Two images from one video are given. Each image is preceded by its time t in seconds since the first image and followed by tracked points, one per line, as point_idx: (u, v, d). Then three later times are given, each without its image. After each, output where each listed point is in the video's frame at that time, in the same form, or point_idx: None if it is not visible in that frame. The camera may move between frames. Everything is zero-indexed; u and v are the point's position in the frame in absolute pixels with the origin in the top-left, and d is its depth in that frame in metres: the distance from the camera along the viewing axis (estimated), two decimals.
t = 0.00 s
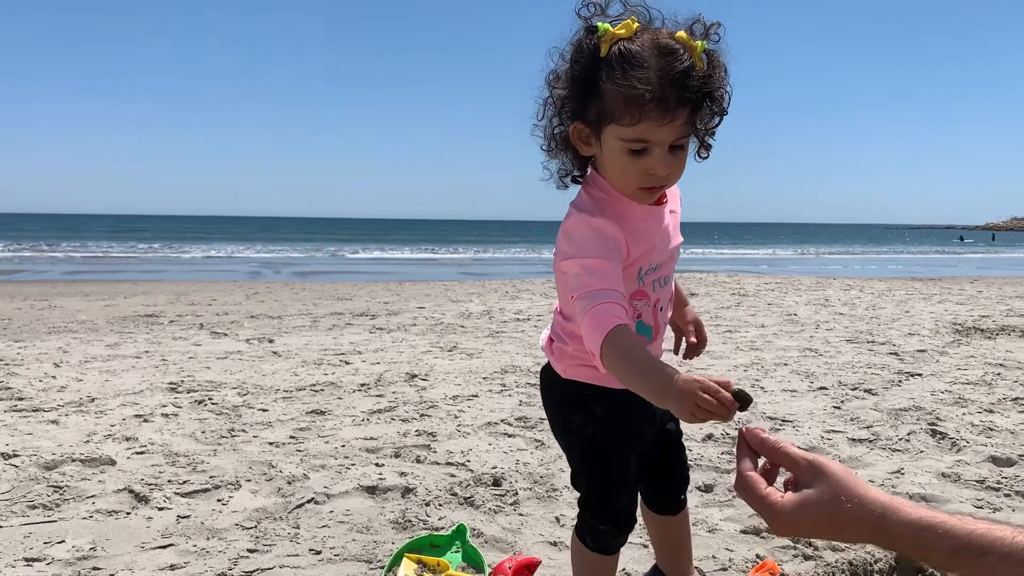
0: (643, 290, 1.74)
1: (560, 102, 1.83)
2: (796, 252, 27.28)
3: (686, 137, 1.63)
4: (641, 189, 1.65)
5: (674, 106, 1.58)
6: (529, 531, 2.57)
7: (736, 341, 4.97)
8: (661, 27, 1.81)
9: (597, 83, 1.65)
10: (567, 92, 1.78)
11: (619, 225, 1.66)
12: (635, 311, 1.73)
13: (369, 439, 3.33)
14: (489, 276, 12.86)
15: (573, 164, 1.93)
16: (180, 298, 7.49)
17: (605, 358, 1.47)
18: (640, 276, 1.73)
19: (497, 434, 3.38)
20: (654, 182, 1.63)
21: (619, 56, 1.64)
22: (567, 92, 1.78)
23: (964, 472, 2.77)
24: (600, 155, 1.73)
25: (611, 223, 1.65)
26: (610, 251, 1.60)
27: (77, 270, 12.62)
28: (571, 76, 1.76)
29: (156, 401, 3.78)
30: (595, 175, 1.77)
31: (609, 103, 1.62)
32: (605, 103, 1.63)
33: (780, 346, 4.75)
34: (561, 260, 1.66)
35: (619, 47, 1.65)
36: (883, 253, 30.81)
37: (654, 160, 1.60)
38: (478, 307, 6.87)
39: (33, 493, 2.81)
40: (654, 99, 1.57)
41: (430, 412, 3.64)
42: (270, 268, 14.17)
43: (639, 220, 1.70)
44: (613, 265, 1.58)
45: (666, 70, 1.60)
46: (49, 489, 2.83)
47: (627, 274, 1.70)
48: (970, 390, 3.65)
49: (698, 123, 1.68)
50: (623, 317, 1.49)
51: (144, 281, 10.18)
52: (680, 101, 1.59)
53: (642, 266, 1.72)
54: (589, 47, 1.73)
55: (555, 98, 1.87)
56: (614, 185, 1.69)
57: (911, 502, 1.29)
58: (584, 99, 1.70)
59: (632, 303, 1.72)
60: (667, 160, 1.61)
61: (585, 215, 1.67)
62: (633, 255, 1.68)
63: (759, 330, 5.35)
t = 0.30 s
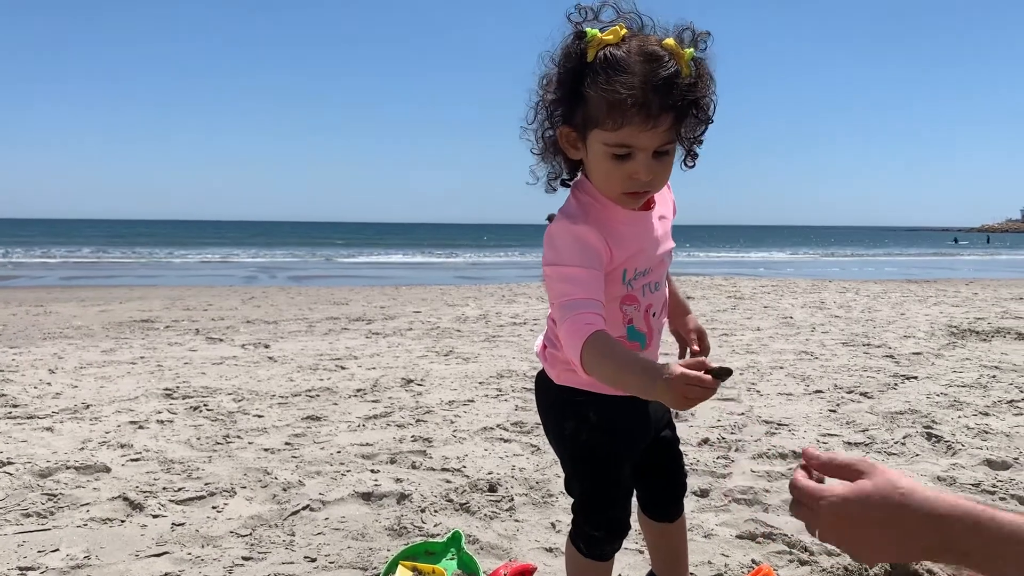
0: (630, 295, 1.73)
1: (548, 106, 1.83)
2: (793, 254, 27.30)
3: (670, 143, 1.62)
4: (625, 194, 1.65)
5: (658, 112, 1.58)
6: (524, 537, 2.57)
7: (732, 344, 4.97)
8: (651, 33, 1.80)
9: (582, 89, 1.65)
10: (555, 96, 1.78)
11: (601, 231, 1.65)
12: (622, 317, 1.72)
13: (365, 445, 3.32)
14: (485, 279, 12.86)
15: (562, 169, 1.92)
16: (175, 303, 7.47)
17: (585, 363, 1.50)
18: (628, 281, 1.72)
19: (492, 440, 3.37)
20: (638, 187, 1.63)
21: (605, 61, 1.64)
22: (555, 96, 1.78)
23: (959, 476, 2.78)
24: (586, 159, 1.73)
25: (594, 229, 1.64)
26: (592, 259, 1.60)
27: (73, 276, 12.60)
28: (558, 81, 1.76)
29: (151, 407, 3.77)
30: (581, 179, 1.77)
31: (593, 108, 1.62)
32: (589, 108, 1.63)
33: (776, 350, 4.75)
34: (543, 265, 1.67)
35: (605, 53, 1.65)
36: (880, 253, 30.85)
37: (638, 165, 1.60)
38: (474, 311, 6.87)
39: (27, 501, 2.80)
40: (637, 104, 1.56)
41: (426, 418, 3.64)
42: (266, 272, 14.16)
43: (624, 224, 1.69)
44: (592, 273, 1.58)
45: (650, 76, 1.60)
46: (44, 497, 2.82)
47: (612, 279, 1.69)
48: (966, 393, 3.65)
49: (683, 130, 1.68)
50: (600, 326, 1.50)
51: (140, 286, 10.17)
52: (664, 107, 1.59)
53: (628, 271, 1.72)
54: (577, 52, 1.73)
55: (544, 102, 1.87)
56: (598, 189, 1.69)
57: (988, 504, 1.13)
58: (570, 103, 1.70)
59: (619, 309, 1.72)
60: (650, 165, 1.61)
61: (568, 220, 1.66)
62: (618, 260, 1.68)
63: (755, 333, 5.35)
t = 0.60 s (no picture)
0: (618, 292, 1.73)
1: (536, 105, 1.82)
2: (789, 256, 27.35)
3: (656, 144, 1.63)
4: (610, 193, 1.65)
5: (646, 113, 1.58)
6: (521, 539, 2.57)
7: (729, 346, 4.97)
8: (640, 37, 1.81)
9: (572, 89, 1.65)
10: (543, 96, 1.77)
11: (588, 228, 1.65)
12: (611, 314, 1.73)
13: (362, 447, 3.32)
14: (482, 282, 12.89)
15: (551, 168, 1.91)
16: (172, 306, 7.46)
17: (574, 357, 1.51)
18: (615, 278, 1.72)
19: (489, 442, 3.38)
20: (625, 187, 1.63)
21: (595, 62, 1.63)
22: (543, 96, 1.77)
23: (955, 477, 2.79)
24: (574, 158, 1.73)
25: (580, 227, 1.64)
26: (578, 256, 1.59)
27: (69, 278, 12.58)
28: (547, 81, 1.76)
29: (148, 410, 3.77)
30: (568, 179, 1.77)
31: (582, 108, 1.61)
32: (578, 108, 1.62)
33: (772, 351, 4.76)
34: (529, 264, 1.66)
35: (594, 54, 1.65)
36: (876, 254, 30.93)
37: (625, 165, 1.60)
38: (471, 313, 6.87)
39: (24, 505, 2.79)
40: (626, 106, 1.57)
41: (423, 420, 3.64)
42: (263, 275, 14.15)
43: (611, 221, 1.69)
44: (579, 270, 1.58)
45: (639, 77, 1.60)
46: (40, 501, 2.82)
47: (600, 277, 1.70)
48: (961, 394, 3.66)
49: (670, 133, 1.68)
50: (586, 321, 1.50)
51: (136, 289, 10.16)
52: (652, 109, 1.59)
53: (616, 268, 1.72)
54: (566, 53, 1.72)
55: (533, 101, 1.86)
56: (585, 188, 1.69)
57: None
58: (559, 104, 1.70)
59: (607, 306, 1.72)
60: (637, 165, 1.62)
61: (554, 218, 1.65)
62: (604, 257, 1.68)
63: (752, 335, 5.36)
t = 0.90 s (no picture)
0: (604, 285, 1.73)
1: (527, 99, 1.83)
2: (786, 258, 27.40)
3: (643, 138, 1.64)
4: (597, 185, 1.64)
5: (632, 105, 1.59)
6: (518, 539, 2.57)
7: (725, 346, 4.98)
8: (630, 34, 1.81)
9: (562, 80, 1.65)
10: (533, 88, 1.78)
11: (570, 220, 1.66)
12: (598, 308, 1.73)
13: (358, 448, 3.31)
14: (478, 283, 12.91)
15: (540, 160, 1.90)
16: (167, 306, 7.45)
17: (557, 347, 1.51)
18: (602, 270, 1.73)
19: (485, 442, 3.37)
20: (611, 179, 1.63)
21: (584, 55, 1.64)
22: (533, 88, 1.78)
23: (951, 477, 2.79)
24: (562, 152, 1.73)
25: (563, 219, 1.64)
26: (560, 247, 1.60)
27: (64, 280, 12.57)
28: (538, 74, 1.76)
29: (143, 410, 3.76)
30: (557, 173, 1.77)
31: (571, 99, 1.62)
32: (567, 100, 1.63)
33: (768, 352, 4.77)
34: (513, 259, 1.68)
35: (584, 48, 1.66)
36: (873, 256, 31.01)
37: (611, 157, 1.61)
38: (467, 314, 6.87)
39: (19, 505, 2.78)
40: (612, 97, 1.57)
41: (419, 421, 3.63)
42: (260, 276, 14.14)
43: (594, 212, 1.69)
44: (558, 259, 1.59)
45: (627, 71, 1.60)
46: (35, 501, 2.81)
47: (585, 269, 1.70)
48: (957, 395, 3.67)
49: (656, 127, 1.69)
50: (564, 310, 1.51)
51: (133, 290, 10.15)
52: (639, 102, 1.60)
53: (602, 261, 1.72)
54: (557, 47, 1.73)
55: (524, 95, 1.87)
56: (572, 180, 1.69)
57: None
58: (549, 95, 1.70)
59: (594, 300, 1.72)
60: (623, 158, 1.62)
61: (537, 211, 1.66)
62: (590, 250, 1.68)
63: (748, 336, 5.36)
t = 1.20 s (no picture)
0: (594, 284, 1.71)
1: (515, 104, 1.82)
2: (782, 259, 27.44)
3: (639, 119, 1.65)
4: (600, 172, 1.64)
5: (627, 85, 1.60)
6: (514, 540, 2.57)
7: (721, 346, 4.98)
8: (605, 24, 1.80)
9: (552, 75, 1.65)
10: (521, 93, 1.77)
11: (553, 216, 1.66)
12: (589, 307, 1.72)
13: (354, 449, 3.31)
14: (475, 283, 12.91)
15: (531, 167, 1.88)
16: (163, 307, 7.44)
17: (535, 342, 1.54)
18: (590, 268, 1.71)
19: (482, 443, 3.37)
20: (615, 164, 1.63)
21: (569, 49, 1.64)
22: (521, 93, 1.77)
23: (946, 477, 2.80)
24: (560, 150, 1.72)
25: (545, 216, 1.65)
26: (540, 244, 1.61)
27: (60, 281, 12.54)
28: (524, 78, 1.75)
29: (139, 412, 3.75)
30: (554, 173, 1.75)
31: (566, 91, 1.62)
32: (562, 93, 1.63)
33: (764, 352, 4.77)
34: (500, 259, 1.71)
35: (567, 43, 1.65)
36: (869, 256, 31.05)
37: (616, 141, 1.61)
38: (463, 314, 6.86)
39: (13, 507, 2.77)
40: (608, 80, 1.59)
41: (415, 422, 3.63)
42: (256, 276, 14.12)
43: (579, 210, 1.69)
44: (537, 257, 1.61)
45: (618, 54, 1.62)
46: (30, 503, 2.80)
47: (572, 267, 1.69)
48: (953, 394, 3.68)
49: (649, 107, 1.71)
50: (544, 307, 1.54)
51: (129, 290, 10.14)
52: (632, 82, 1.61)
53: (589, 258, 1.70)
54: (538, 48, 1.72)
55: (511, 102, 1.86)
56: (574, 175, 1.68)
57: None
58: (540, 93, 1.69)
59: (583, 299, 1.71)
60: (625, 142, 1.63)
61: (519, 209, 1.68)
62: (574, 246, 1.68)
63: (744, 336, 5.37)
